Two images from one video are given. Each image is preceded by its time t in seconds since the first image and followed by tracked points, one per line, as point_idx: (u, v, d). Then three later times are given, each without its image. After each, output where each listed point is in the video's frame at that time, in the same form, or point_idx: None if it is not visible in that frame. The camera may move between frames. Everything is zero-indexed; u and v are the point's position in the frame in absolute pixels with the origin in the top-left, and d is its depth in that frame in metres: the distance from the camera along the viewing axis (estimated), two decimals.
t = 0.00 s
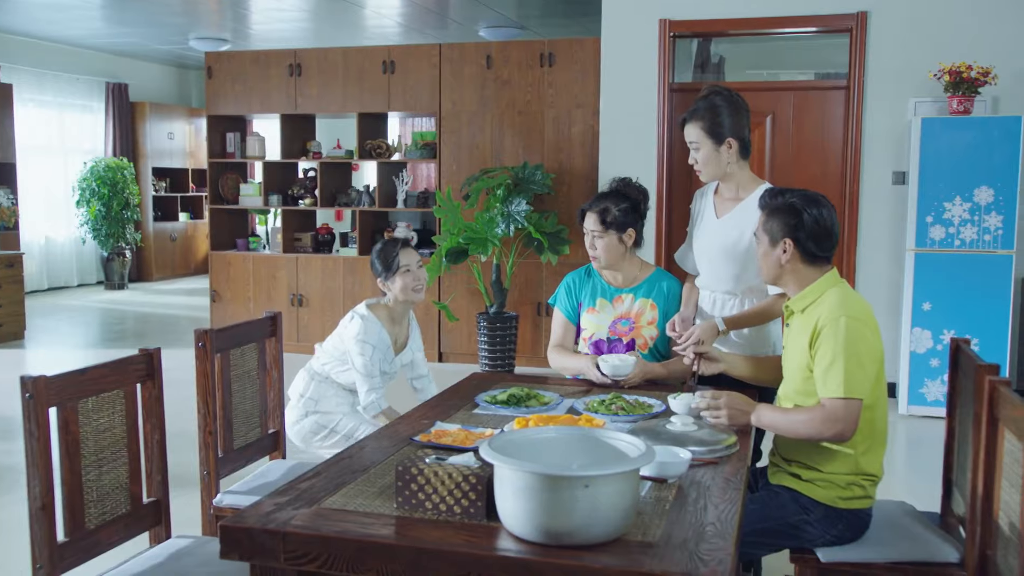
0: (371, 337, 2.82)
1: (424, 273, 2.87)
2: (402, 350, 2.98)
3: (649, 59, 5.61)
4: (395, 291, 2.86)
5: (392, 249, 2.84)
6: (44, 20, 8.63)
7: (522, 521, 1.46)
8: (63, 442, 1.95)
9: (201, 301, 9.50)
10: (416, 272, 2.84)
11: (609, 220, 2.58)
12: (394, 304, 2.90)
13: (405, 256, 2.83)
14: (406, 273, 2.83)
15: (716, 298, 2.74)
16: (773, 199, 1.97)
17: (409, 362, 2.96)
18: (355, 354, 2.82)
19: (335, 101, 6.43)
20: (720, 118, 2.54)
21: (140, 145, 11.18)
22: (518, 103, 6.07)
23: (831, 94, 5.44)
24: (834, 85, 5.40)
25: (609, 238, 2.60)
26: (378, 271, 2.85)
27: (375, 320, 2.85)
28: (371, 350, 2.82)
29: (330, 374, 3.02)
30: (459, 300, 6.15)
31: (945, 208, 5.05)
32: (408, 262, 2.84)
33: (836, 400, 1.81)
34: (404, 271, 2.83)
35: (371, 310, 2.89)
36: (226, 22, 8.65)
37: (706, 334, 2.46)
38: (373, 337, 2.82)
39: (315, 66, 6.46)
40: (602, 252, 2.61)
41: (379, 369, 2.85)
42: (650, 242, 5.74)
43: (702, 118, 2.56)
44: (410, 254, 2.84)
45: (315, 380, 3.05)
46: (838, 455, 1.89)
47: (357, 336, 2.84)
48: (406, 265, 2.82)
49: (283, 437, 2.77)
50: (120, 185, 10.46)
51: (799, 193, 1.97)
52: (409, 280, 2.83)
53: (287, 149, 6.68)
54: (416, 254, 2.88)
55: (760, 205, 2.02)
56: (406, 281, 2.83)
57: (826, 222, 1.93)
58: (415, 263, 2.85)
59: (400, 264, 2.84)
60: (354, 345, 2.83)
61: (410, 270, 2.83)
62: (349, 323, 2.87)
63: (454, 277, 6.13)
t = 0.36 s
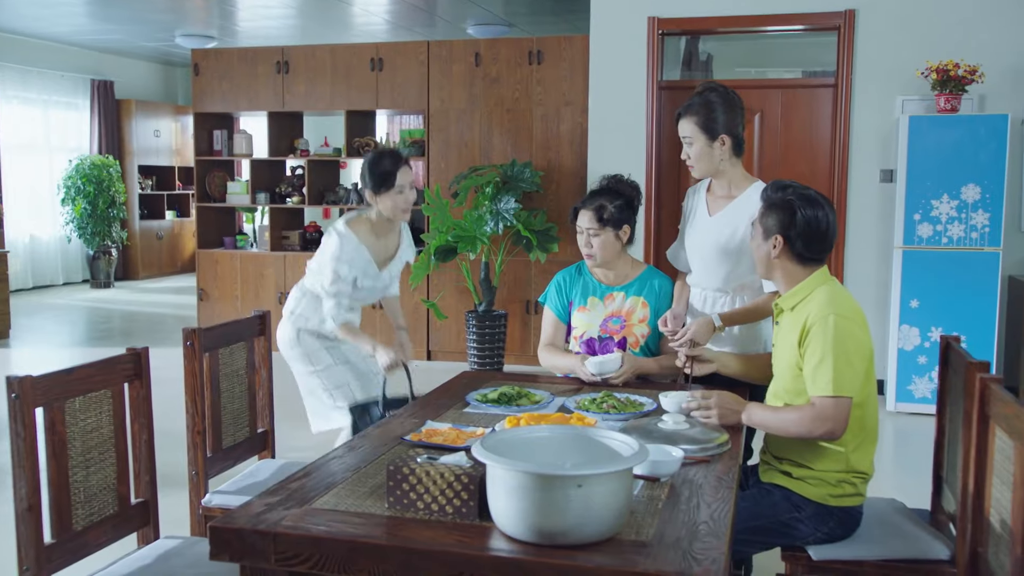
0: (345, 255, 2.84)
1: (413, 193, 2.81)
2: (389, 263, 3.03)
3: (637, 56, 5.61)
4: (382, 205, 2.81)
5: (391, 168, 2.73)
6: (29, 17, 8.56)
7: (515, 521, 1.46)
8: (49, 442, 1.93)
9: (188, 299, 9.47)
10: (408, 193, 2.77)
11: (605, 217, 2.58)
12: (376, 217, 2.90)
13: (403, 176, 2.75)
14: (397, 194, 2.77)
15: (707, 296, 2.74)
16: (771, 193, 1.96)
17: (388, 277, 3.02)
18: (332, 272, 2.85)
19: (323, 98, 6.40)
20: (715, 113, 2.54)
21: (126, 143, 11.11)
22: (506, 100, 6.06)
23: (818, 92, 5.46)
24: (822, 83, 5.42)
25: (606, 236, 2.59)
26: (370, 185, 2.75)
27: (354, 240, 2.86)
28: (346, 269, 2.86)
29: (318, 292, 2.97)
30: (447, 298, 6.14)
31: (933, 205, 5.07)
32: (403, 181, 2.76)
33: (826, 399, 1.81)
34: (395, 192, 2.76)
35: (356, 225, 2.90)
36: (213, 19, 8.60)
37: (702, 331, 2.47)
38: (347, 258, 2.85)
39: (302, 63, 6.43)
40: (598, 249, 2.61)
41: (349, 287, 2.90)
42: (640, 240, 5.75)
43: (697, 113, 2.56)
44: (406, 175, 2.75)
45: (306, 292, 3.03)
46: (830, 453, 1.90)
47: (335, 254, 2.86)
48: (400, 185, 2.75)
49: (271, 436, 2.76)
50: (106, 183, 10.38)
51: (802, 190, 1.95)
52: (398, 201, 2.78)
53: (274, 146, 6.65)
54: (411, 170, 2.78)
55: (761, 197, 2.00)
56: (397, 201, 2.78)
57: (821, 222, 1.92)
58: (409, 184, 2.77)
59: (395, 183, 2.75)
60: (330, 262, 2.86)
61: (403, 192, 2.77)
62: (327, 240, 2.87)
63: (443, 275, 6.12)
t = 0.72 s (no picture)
0: (305, 192, 2.78)
1: (374, 153, 2.76)
2: (365, 206, 2.92)
3: (631, 58, 5.61)
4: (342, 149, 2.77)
5: (366, 120, 2.68)
6: (22, 19, 8.53)
7: (512, 525, 1.45)
8: (42, 446, 1.92)
9: (182, 302, 9.44)
10: (364, 152, 2.74)
11: (612, 218, 2.58)
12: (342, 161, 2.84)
13: (368, 130, 2.70)
14: (355, 146, 2.72)
15: (703, 298, 2.74)
16: (770, 195, 1.96)
17: (363, 220, 2.90)
18: (291, 209, 2.79)
19: (316, 100, 6.39)
20: (716, 113, 2.55)
21: (118, 145, 11.09)
22: (501, 102, 6.06)
23: (812, 93, 5.47)
24: (816, 85, 5.43)
25: (611, 236, 2.60)
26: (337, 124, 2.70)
27: (315, 179, 2.80)
28: (306, 206, 2.78)
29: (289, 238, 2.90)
30: (442, 300, 6.13)
31: (927, 207, 5.08)
32: (367, 138, 2.71)
33: (822, 401, 1.81)
34: (354, 144, 2.71)
35: (323, 169, 2.84)
36: (206, 21, 8.59)
37: (702, 335, 2.49)
38: (307, 196, 2.78)
39: (296, 66, 6.42)
40: (602, 250, 2.61)
41: (312, 225, 2.82)
42: (634, 243, 5.76)
43: (698, 113, 2.56)
44: (371, 131, 2.70)
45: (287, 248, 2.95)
46: (826, 456, 1.90)
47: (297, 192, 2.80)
48: (359, 139, 2.70)
49: (267, 440, 2.74)
50: (98, 186, 10.35)
51: (801, 192, 1.95)
52: (356, 153, 2.74)
53: (268, 149, 6.64)
54: (383, 130, 2.74)
55: (760, 199, 2.00)
56: (353, 152, 2.74)
57: (820, 225, 1.92)
58: (372, 144, 2.74)
59: (359, 135, 2.71)
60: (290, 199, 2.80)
61: (360, 146, 2.72)
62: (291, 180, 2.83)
63: (437, 278, 6.12)
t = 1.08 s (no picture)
0: (292, 191, 2.76)
1: (361, 144, 2.75)
2: (357, 202, 2.91)
3: (625, 60, 5.62)
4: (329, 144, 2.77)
5: (351, 111, 2.67)
6: (14, 20, 8.50)
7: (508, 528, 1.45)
8: (33, 449, 1.91)
9: (174, 304, 9.42)
10: (349, 143, 2.73)
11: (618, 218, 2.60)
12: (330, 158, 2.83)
13: (353, 121, 2.68)
14: (342, 138, 2.72)
15: (697, 298, 2.74)
16: (771, 196, 1.96)
17: (355, 214, 2.88)
18: (279, 209, 2.77)
19: (309, 102, 6.38)
20: (715, 114, 2.55)
21: (110, 147, 11.04)
22: (494, 104, 6.06)
23: (805, 95, 5.49)
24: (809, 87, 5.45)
25: (611, 237, 2.60)
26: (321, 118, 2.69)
27: (304, 179, 2.79)
28: (294, 205, 2.77)
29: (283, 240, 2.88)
30: (435, 302, 6.13)
31: (919, 209, 5.10)
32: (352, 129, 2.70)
33: (818, 403, 1.81)
34: (339, 136, 2.71)
35: (310, 169, 2.84)
36: (198, 22, 8.57)
37: (696, 334, 2.48)
38: (296, 196, 2.76)
39: (289, 67, 6.41)
40: (603, 250, 2.60)
41: (301, 224, 2.80)
42: (628, 245, 5.76)
43: (698, 114, 2.57)
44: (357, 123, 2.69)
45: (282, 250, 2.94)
46: (821, 457, 1.90)
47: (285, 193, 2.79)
48: (345, 131, 2.69)
49: (260, 443, 2.73)
50: (90, 187, 10.31)
51: (802, 194, 1.95)
52: (341, 146, 2.73)
53: (261, 151, 6.63)
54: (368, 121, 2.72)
55: (760, 200, 2.00)
56: (338, 145, 2.73)
57: (820, 226, 1.93)
58: (358, 136, 2.72)
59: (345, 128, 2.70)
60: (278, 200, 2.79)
61: (345, 139, 2.72)
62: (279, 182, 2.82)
63: (431, 280, 6.11)
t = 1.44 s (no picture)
0: (308, 207, 2.71)
1: (387, 145, 2.73)
2: (377, 207, 2.86)
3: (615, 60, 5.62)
4: (354, 150, 2.73)
5: (376, 112, 2.64)
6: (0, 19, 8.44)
7: (499, 528, 1.45)
8: (20, 452, 1.89)
9: (163, 304, 9.38)
10: (381, 145, 2.70)
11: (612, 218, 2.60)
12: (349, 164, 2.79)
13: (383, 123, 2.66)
14: (372, 142, 2.69)
15: (690, 297, 2.75)
16: (763, 197, 1.96)
17: (378, 220, 2.84)
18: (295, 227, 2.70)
19: (298, 103, 6.36)
20: (708, 115, 2.56)
21: (98, 148, 10.97)
22: (484, 104, 6.06)
23: (795, 96, 5.51)
24: (799, 87, 5.47)
25: (604, 237, 2.60)
26: (344, 126, 2.65)
27: (320, 193, 2.73)
28: (312, 220, 2.71)
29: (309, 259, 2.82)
30: (426, 302, 6.12)
31: (908, 209, 5.12)
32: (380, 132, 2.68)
33: (809, 403, 1.82)
34: (370, 139, 2.68)
35: (326, 181, 2.78)
36: (187, 21, 8.53)
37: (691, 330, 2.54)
38: (313, 210, 2.70)
39: (278, 67, 6.39)
40: (595, 251, 2.60)
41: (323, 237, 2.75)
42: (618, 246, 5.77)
43: (691, 115, 2.56)
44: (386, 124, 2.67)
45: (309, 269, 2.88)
46: (812, 457, 1.90)
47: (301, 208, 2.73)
48: (376, 134, 2.67)
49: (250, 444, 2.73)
50: (78, 187, 10.26)
51: (794, 194, 1.96)
52: (372, 149, 2.70)
53: (250, 151, 6.61)
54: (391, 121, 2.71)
55: (751, 199, 2.00)
56: (366, 150, 2.70)
57: (813, 225, 1.94)
58: (386, 135, 2.70)
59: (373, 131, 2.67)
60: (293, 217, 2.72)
61: (377, 140, 2.69)
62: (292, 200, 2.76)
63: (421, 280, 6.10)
